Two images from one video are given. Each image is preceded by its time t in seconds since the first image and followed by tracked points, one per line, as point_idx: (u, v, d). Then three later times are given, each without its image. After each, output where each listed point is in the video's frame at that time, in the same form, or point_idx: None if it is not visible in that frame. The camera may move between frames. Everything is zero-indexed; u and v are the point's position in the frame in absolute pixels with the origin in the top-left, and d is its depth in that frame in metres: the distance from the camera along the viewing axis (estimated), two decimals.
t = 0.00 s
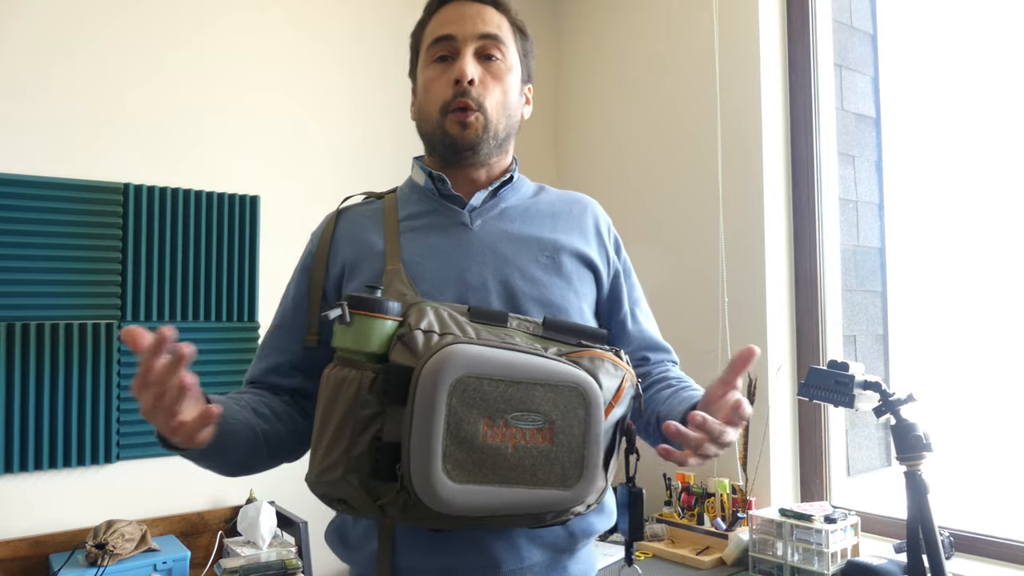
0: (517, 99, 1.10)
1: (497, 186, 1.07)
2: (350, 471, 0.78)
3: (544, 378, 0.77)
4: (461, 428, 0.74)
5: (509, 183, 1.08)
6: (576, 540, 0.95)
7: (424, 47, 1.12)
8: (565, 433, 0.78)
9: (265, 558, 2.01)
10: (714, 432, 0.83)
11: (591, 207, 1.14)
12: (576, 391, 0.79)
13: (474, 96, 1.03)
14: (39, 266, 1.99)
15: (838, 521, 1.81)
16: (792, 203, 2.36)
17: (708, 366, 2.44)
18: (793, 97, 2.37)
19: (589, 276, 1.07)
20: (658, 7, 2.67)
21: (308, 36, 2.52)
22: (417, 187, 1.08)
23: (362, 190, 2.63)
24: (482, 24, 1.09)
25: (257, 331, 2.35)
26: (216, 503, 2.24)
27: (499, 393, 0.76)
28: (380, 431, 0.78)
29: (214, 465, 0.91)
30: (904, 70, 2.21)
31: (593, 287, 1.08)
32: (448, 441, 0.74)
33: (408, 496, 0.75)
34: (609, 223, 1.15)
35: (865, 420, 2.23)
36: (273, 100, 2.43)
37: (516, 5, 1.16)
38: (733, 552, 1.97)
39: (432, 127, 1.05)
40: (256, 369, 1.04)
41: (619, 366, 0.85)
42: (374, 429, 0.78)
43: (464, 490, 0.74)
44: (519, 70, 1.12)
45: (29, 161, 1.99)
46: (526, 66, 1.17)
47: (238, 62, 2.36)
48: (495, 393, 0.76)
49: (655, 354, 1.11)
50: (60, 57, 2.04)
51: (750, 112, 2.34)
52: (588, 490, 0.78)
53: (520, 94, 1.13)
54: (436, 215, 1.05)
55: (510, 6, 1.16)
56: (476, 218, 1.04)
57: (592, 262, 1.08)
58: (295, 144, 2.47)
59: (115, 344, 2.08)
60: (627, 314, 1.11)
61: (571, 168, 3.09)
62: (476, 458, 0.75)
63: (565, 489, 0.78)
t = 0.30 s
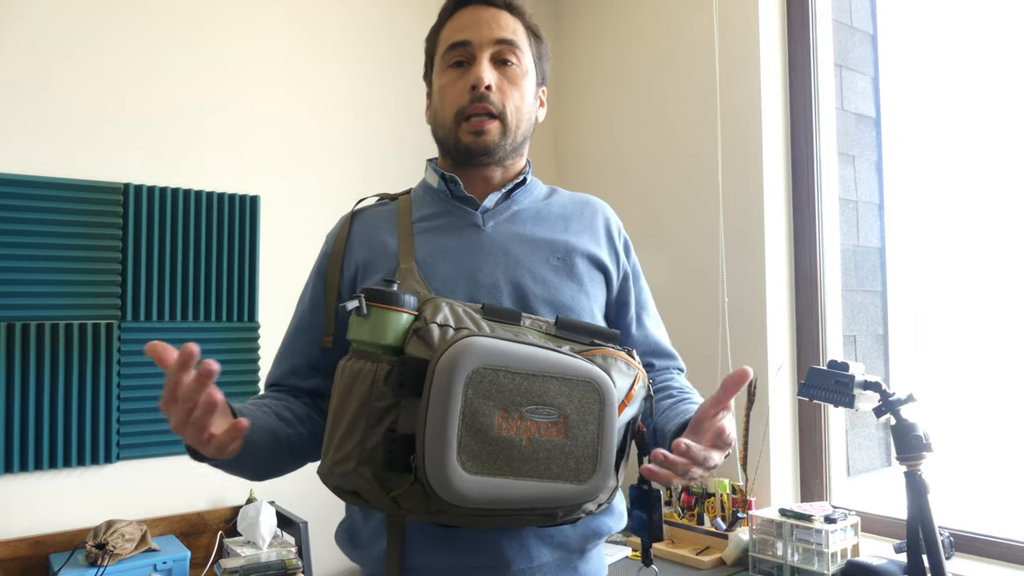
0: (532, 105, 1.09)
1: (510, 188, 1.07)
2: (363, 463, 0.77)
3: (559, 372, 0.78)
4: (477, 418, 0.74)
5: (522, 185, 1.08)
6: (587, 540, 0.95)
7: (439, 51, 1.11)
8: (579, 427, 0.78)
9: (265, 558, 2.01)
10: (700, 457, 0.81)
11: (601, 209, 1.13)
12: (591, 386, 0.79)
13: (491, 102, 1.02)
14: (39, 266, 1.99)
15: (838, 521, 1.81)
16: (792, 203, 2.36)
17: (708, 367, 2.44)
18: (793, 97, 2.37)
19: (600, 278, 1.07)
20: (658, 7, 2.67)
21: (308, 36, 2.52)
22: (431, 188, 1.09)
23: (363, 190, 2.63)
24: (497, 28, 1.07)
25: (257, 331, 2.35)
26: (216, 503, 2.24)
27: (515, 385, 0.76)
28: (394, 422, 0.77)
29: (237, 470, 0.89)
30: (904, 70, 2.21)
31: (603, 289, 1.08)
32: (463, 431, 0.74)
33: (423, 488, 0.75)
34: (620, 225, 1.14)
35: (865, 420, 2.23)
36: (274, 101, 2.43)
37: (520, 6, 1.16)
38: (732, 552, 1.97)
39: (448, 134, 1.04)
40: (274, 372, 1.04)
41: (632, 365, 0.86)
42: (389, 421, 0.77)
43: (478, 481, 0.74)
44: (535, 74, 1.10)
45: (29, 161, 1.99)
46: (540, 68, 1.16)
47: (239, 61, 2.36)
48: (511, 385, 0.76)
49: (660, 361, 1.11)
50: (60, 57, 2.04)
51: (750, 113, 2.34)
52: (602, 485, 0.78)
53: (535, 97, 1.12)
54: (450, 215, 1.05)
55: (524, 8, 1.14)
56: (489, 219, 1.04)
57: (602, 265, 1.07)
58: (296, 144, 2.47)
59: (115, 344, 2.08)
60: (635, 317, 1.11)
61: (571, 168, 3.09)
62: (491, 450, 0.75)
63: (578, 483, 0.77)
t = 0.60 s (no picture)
0: (539, 110, 1.09)
1: (517, 191, 1.06)
2: (364, 467, 0.77)
3: (556, 376, 0.77)
4: (473, 424, 0.74)
5: (528, 188, 1.07)
6: (597, 538, 0.94)
7: (444, 59, 1.10)
8: (576, 431, 0.78)
9: (265, 558, 2.01)
10: (704, 435, 0.80)
11: (611, 208, 1.12)
12: (588, 389, 0.78)
13: (499, 110, 1.02)
14: (39, 266, 1.99)
15: (838, 521, 1.80)
16: (792, 203, 2.36)
17: (708, 367, 2.44)
18: (792, 97, 2.37)
19: (608, 277, 1.06)
20: (658, 7, 2.67)
21: (308, 36, 2.52)
22: (439, 192, 1.09)
23: (363, 190, 2.63)
24: (501, 34, 1.07)
25: (257, 331, 2.35)
26: (216, 503, 2.24)
27: (511, 390, 0.76)
28: (395, 427, 0.77)
29: (259, 470, 0.91)
30: (904, 70, 2.21)
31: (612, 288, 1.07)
32: (459, 436, 0.74)
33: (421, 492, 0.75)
34: (629, 223, 1.13)
35: (865, 420, 2.23)
36: (273, 101, 2.43)
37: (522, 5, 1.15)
38: (732, 552, 1.97)
39: (456, 143, 1.04)
40: (290, 376, 1.04)
41: (635, 367, 0.85)
42: (391, 426, 0.77)
43: (475, 485, 0.74)
44: (541, 79, 1.10)
45: (29, 160, 1.99)
46: (546, 71, 1.15)
47: (239, 61, 2.36)
48: (506, 390, 0.76)
49: (674, 356, 1.08)
50: (60, 57, 2.04)
51: (750, 113, 2.34)
52: (600, 488, 0.78)
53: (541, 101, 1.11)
54: (455, 218, 1.05)
55: (527, 11, 1.14)
56: (495, 222, 1.04)
57: (610, 264, 1.06)
58: (296, 144, 2.47)
59: (115, 344, 2.08)
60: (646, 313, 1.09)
61: (571, 169, 3.09)
62: (487, 454, 0.75)
63: (576, 486, 0.77)
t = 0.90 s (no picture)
0: (536, 131, 1.06)
1: (518, 198, 1.05)
2: (380, 485, 0.78)
3: (562, 387, 0.77)
4: (483, 439, 0.75)
5: (531, 194, 1.07)
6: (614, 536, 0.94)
7: (436, 83, 1.04)
8: (585, 440, 0.78)
9: (265, 558, 2.01)
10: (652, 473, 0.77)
11: (613, 207, 1.11)
12: (594, 398, 0.78)
13: (495, 151, 1.00)
14: (39, 266, 1.99)
15: (838, 521, 1.80)
16: (792, 203, 2.36)
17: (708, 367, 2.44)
18: (792, 97, 2.37)
19: (611, 277, 1.05)
20: (657, 7, 2.67)
21: (308, 36, 2.52)
22: (441, 203, 1.08)
23: (363, 191, 2.63)
24: (495, 66, 1.00)
25: (257, 331, 2.35)
26: (216, 503, 2.24)
27: (519, 404, 0.76)
28: (407, 444, 0.78)
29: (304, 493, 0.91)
30: (904, 70, 2.21)
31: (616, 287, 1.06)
32: (470, 452, 0.74)
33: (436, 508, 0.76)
34: (632, 221, 1.12)
35: (865, 420, 2.23)
36: (273, 101, 2.43)
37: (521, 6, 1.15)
38: (732, 552, 1.97)
39: (457, 177, 1.04)
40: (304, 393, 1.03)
41: (642, 369, 0.84)
42: (402, 443, 0.78)
43: (487, 499, 0.75)
44: (537, 100, 1.05)
45: (29, 161, 1.99)
46: (542, 80, 1.09)
47: (239, 62, 2.36)
48: (514, 404, 0.76)
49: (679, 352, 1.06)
50: (60, 57, 2.04)
51: (750, 114, 2.34)
52: (612, 494, 0.78)
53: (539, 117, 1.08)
54: (459, 228, 1.05)
55: (519, 20, 1.03)
56: (498, 230, 1.04)
57: (612, 264, 1.05)
58: (296, 144, 2.47)
59: (115, 344, 2.08)
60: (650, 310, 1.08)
61: (571, 169, 3.09)
62: (499, 468, 0.75)
63: (588, 494, 0.78)
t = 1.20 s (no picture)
0: (534, 136, 1.06)
1: (521, 202, 1.06)
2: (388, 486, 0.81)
3: (563, 388, 0.77)
4: (484, 440, 0.75)
5: (534, 198, 1.08)
6: (621, 533, 0.94)
7: (432, 100, 1.04)
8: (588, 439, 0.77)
9: (265, 558, 2.01)
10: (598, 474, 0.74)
11: (615, 206, 1.10)
12: (596, 398, 0.78)
13: (496, 165, 1.01)
14: (39, 266, 1.99)
15: (838, 521, 1.80)
16: (792, 203, 2.36)
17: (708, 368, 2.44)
18: (792, 97, 2.37)
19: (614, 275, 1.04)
20: (657, 7, 2.67)
21: (308, 36, 2.52)
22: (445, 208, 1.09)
23: (363, 191, 2.63)
24: (489, 82, 0.99)
25: (257, 331, 2.35)
26: (216, 503, 2.24)
27: (520, 406, 0.76)
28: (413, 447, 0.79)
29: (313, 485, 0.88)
30: (904, 70, 2.21)
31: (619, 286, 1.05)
32: (472, 453, 0.75)
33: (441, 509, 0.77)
34: (635, 220, 1.11)
35: (865, 420, 2.23)
36: (273, 101, 2.43)
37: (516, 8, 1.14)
38: (732, 552, 1.97)
39: (460, 190, 1.05)
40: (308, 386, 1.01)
41: (644, 368, 0.85)
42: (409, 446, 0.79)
43: (491, 499, 0.76)
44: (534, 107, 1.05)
45: (29, 160, 1.99)
46: (537, 83, 1.09)
47: (239, 61, 2.36)
48: (516, 406, 0.76)
49: (683, 346, 1.04)
50: (59, 57, 2.04)
51: (750, 114, 2.34)
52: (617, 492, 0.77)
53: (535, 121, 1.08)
54: (463, 232, 1.06)
55: (509, 32, 1.02)
56: (502, 233, 1.04)
57: (614, 262, 1.05)
58: (295, 144, 2.47)
59: (115, 344, 2.08)
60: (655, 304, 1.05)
61: (571, 169, 3.09)
62: (501, 469, 0.76)
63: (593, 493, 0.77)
